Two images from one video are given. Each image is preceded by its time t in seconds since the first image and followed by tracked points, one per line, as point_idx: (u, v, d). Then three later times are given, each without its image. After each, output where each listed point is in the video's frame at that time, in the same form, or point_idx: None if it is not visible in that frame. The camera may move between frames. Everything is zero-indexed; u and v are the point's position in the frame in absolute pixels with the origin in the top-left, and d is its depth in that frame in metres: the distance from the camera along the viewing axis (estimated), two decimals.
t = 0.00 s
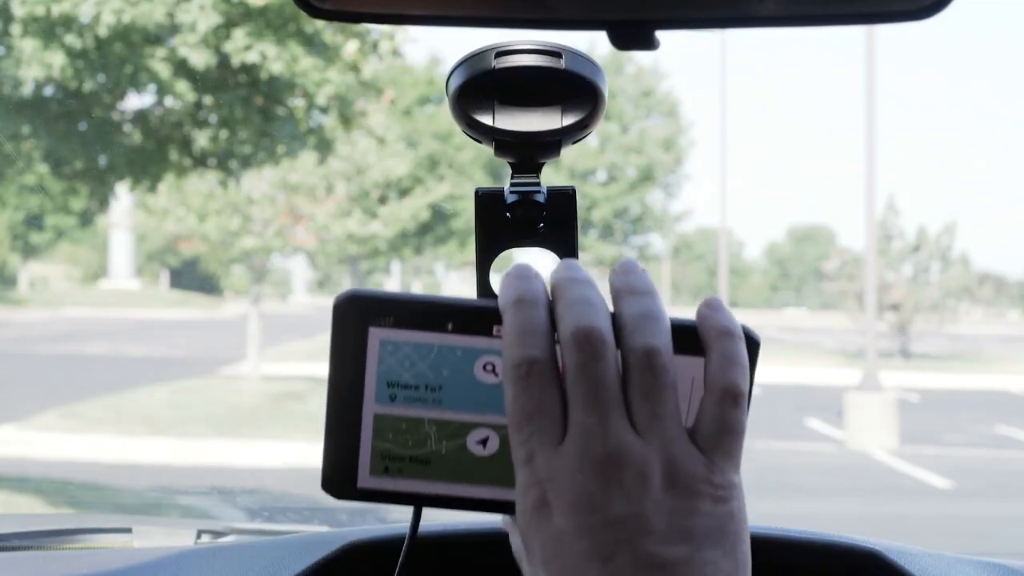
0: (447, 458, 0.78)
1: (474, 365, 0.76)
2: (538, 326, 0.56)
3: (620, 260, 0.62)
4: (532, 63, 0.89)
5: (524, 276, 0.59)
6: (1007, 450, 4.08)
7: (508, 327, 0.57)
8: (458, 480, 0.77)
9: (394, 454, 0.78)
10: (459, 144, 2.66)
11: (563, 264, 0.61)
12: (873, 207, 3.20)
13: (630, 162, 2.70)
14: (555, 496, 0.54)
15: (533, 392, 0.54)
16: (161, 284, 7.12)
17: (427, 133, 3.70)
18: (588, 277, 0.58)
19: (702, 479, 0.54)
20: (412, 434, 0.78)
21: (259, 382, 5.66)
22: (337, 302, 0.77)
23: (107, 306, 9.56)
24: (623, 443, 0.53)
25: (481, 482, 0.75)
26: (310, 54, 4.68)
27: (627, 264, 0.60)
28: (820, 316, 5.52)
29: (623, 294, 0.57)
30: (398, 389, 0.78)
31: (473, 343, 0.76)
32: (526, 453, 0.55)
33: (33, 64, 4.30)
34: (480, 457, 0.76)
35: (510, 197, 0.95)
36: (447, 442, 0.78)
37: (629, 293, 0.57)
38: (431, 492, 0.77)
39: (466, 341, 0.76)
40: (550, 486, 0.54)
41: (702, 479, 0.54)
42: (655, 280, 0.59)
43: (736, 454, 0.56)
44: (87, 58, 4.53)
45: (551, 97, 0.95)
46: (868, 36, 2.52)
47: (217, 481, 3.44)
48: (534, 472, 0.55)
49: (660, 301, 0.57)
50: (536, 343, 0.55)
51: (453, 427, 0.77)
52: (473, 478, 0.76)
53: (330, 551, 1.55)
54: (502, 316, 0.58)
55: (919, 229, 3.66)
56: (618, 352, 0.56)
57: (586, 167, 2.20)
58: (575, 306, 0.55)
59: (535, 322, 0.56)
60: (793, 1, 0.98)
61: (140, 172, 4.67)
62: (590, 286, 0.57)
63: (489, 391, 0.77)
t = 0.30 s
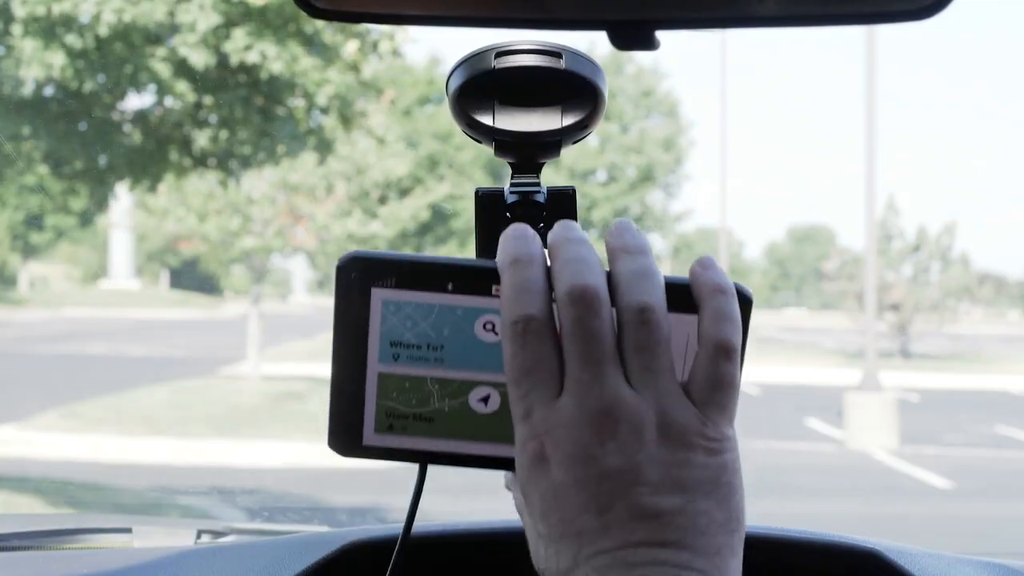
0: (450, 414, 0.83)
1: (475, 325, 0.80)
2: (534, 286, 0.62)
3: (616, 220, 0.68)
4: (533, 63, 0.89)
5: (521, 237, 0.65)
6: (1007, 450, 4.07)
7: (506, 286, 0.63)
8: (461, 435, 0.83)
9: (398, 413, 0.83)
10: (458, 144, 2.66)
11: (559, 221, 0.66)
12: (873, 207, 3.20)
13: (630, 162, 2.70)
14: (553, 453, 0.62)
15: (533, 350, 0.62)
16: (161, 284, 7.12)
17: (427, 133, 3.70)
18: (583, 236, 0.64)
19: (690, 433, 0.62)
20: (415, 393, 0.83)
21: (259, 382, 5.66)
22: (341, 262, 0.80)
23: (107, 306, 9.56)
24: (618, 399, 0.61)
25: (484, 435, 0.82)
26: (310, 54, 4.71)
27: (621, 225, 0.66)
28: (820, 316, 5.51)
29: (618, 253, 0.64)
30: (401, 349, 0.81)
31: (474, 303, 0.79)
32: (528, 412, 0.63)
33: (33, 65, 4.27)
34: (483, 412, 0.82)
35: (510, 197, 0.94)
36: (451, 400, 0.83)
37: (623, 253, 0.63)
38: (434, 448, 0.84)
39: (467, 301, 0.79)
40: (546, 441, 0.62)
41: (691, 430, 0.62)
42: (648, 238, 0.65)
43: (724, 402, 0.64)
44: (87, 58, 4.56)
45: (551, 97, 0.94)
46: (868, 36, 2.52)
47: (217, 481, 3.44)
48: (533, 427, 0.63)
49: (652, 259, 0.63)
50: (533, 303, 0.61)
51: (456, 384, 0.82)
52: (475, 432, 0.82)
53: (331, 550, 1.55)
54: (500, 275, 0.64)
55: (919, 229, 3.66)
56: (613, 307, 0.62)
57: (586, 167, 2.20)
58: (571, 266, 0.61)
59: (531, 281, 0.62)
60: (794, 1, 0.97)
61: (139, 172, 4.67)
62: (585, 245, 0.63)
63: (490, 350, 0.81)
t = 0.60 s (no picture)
0: (443, 385, 0.92)
1: (467, 297, 0.90)
2: (524, 256, 0.70)
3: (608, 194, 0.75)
4: (533, 63, 0.89)
5: (516, 213, 0.72)
6: (1008, 449, 4.07)
7: (498, 256, 0.71)
8: (453, 404, 0.92)
9: (393, 384, 0.92)
10: (458, 144, 2.66)
11: (551, 197, 0.73)
12: (874, 207, 3.20)
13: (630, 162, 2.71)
14: (545, 424, 0.70)
15: (526, 322, 0.69)
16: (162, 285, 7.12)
17: (428, 133, 3.71)
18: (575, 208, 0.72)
19: (673, 403, 0.69)
20: (411, 363, 0.92)
21: (258, 382, 5.66)
22: (337, 238, 0.90)
23: (107, 307, 9.56)
24: (607, 369, 0.68)
25: (475, 406, 0.91)
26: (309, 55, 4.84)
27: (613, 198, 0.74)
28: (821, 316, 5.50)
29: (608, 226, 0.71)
30: (395, 321, 0.92)
31: (465, 277, 0.89)
32: (523, 385, 0.71)
33: (33, 65, 4.31)
34: (477, 383, 0.92)
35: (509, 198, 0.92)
36: (445, 371, 0.92)
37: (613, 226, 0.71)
38: (428, 418, 0.92)
39: (458, 274, 0.89)
40: (539, 410, 0.70)
41: (675, 400, 0.69)
42: (637, 211, 0.73)
43: (708, 373, 0.71)
44: (87, 57, 4.60)
45: (552, 97, 0.94)
46: (867, 36, 2.52)
47: (217, 481, 3.44)
48: (528, 398, 0.70)
49: (640, 231, 0.71)
50: (525, 274, 0.69)
51: (450, 355, 0.91)
52: (465, 402, 0.91)
53: (332, 552, 1.55)
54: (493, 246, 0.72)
55: (920, 229, 3.65)
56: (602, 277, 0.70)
57: (586, 167, 2.21)
58: (562, 238, 0.69)
59: (521, 252, 0.70)
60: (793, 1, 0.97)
61: (140, 173, 4.52)
62: (576, 219, 0.70)
63: (480, 320, 0.90)
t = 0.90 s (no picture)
0: (438, 366, 0.93)
1: (461, 280, 0.91)
2: (515, 241, 0.71)
3: (597, 177, 0.77)
4: (533, 63, 0.89)
5: (507, 199, 0.74)
6: (1008, 449, 4.07)
7: (489, 240, 0.72)
8: (447, 387, 0.92)
9: (389, 366, 0.93)
10: (459, 144, 2.66)
11: (542, 182, 0.75)
12: (874, 207, 3.20)
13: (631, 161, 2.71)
14: (536, 408, 0.72)
15: (517, 307, 0.71)
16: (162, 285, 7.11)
17: (428, 133, 3.71)
18: (566, 192, 0.74)
19: (662, 387, 0.71)
20: (405, 347, 0.93)
21: (259, 382, 5.66)
22: (329, 224, 0.90)
23: (107, 307, 9.55)
24: (596, 354, 0.70)
25: (470, 388, 0.92)
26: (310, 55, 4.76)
27: (603, 182, 0.76)
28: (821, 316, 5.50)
29: (597, 210, 0.73)
30: (390, 305, 0.92)
31: (458, 260, 0.90)
32: (514, 370, 0.72)
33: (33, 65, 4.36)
34: (471, 365, 0.92)
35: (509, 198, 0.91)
36: (439, 353, 0.93)
37: (603, 210, 0.73)
38: (421, 400, 0.94)
39: (451, 258, 0.90)
40: (529, 394, 0.72)
41: (664, 384, 0.71)
42: (627, 196, 0.75)
43: (695, 357, 0.73)
44: (87, 57, 4.61)
45: (552, 97, 0.94)
46: (867, 36, 2.52)
47: (217, 481, 3.44)
48: (519, 382, 0.72)
49: (629, 216, 0.73)
50: (515, 260, 0.71)
51: (444, 338, 0.92)
52: (460, 383, 0.92)
53: (332, 552, 1.56)
54: (484, 230, 0.74)
55: (920, 229, 3.65)
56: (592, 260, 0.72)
57: (586, 166, 2.21)
58: (551, 224, 0.71)
59: (512, 236, 0.71)
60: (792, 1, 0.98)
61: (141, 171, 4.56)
62: (565, 204, 0.72)
63: (473, 303, 0.91)
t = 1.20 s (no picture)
0: (437, 360, 0.94)
1: (456, 274, 0.91)
2: (505, 234, 0.73)
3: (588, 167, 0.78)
4: (533, 64, 0.89)
5: (497, 193, 0.76)
6: (1008, 449, 4.06)
7: (480, 233, 0.74)
8: (447, 380, 0.94)
9: (388, 361, 0.94)
10: (459, 144, 2.66)
11: (532, 173, 0.77)
12: (874, 207, 3.21)
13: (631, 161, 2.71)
14: (530, 398, 0.74)
15: (509, 299, 0.73)
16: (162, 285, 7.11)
17: (428, 133, 3.72)
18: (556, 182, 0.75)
19: (655, 374, 0.73)
20: (403, 342, 0.93)
21: (259, 382, 5.65)
22: (321, 222, 0.90)
23: (107, 307, 9.55)
24: (588, 343, 0.72)
25: (469, 380, 0.94)
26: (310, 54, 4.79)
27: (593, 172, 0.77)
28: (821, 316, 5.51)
29: (588, 200, 0.75)
30: (386, 300, 0.92)
31: (453, 255, 0.90)
32: (510, 360, 0.75)
33: (33, 65, 4.36)
34: (468, 357, 0.94)
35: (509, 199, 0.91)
36: (437, 347, 0.93)
37: (593, 200, 0.75)
38: (421, 392, 0.95)
39: (446, 253, 0.90)
40: (523, 385, 0.74)
41: (656, 371, 0.73)
42: (617, 185, 0.76)
43: (687, 344, 0.75)
44: (87, 57, 4.60)
45: (552, 98, 0.94)
46: (867, 36, 2.52)
47: (217, 481, 3.44)
48: (514, 372, 0.75)
49: (618, 206, 0.74)
50: (506, 253, 0.73)
51: (441, 332, 0.93)
52: (461, 374, 0.94)
53: (332, 552, 1.56)
54: (475, 223, 0.76)
55: (920, 228, 3.65)
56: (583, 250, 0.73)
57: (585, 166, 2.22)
58: (541, 215, 0.72)
59: (502, 229, 0.73)
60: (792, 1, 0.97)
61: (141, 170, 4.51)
62: (555, 195, 0.74)
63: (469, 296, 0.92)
